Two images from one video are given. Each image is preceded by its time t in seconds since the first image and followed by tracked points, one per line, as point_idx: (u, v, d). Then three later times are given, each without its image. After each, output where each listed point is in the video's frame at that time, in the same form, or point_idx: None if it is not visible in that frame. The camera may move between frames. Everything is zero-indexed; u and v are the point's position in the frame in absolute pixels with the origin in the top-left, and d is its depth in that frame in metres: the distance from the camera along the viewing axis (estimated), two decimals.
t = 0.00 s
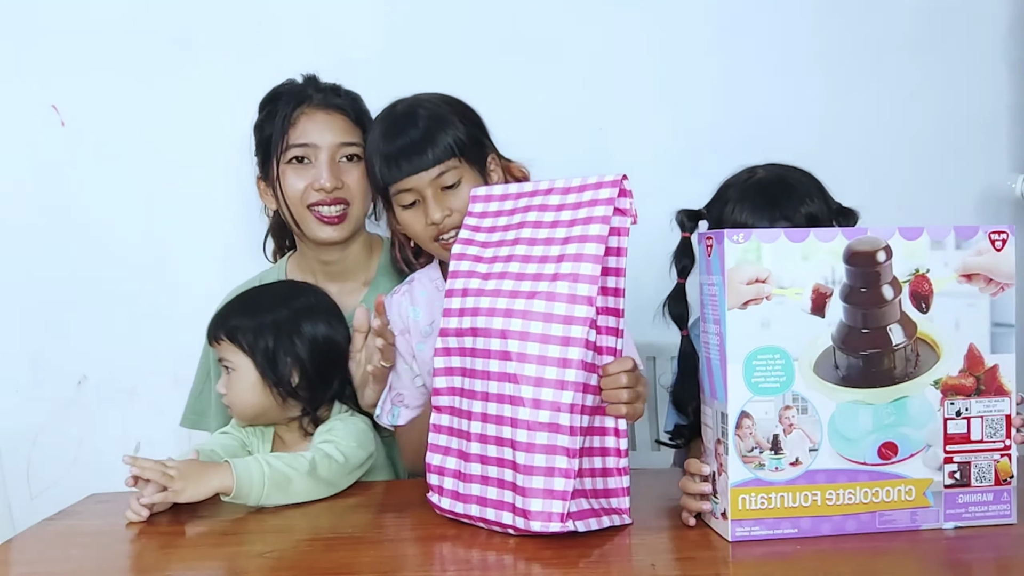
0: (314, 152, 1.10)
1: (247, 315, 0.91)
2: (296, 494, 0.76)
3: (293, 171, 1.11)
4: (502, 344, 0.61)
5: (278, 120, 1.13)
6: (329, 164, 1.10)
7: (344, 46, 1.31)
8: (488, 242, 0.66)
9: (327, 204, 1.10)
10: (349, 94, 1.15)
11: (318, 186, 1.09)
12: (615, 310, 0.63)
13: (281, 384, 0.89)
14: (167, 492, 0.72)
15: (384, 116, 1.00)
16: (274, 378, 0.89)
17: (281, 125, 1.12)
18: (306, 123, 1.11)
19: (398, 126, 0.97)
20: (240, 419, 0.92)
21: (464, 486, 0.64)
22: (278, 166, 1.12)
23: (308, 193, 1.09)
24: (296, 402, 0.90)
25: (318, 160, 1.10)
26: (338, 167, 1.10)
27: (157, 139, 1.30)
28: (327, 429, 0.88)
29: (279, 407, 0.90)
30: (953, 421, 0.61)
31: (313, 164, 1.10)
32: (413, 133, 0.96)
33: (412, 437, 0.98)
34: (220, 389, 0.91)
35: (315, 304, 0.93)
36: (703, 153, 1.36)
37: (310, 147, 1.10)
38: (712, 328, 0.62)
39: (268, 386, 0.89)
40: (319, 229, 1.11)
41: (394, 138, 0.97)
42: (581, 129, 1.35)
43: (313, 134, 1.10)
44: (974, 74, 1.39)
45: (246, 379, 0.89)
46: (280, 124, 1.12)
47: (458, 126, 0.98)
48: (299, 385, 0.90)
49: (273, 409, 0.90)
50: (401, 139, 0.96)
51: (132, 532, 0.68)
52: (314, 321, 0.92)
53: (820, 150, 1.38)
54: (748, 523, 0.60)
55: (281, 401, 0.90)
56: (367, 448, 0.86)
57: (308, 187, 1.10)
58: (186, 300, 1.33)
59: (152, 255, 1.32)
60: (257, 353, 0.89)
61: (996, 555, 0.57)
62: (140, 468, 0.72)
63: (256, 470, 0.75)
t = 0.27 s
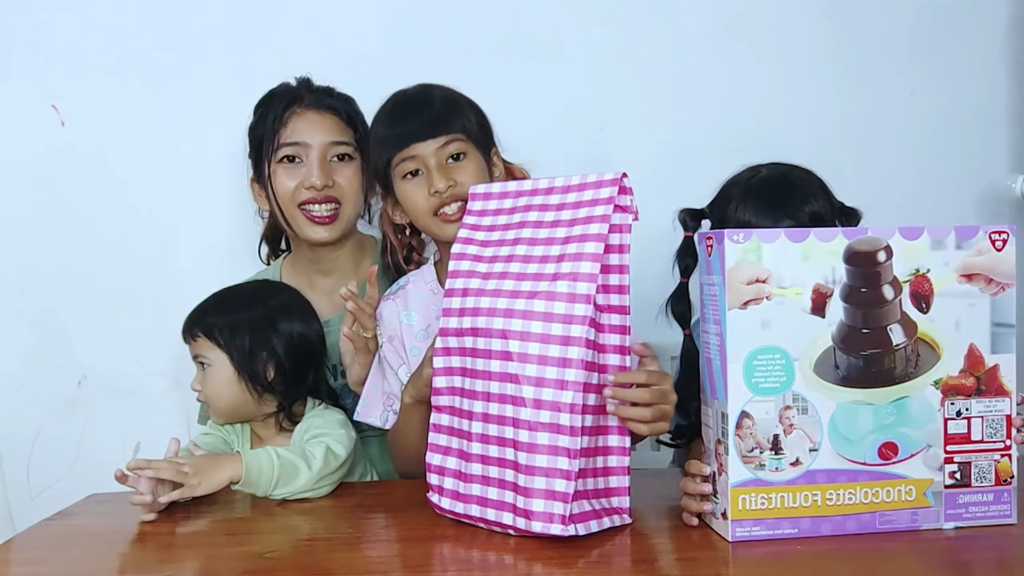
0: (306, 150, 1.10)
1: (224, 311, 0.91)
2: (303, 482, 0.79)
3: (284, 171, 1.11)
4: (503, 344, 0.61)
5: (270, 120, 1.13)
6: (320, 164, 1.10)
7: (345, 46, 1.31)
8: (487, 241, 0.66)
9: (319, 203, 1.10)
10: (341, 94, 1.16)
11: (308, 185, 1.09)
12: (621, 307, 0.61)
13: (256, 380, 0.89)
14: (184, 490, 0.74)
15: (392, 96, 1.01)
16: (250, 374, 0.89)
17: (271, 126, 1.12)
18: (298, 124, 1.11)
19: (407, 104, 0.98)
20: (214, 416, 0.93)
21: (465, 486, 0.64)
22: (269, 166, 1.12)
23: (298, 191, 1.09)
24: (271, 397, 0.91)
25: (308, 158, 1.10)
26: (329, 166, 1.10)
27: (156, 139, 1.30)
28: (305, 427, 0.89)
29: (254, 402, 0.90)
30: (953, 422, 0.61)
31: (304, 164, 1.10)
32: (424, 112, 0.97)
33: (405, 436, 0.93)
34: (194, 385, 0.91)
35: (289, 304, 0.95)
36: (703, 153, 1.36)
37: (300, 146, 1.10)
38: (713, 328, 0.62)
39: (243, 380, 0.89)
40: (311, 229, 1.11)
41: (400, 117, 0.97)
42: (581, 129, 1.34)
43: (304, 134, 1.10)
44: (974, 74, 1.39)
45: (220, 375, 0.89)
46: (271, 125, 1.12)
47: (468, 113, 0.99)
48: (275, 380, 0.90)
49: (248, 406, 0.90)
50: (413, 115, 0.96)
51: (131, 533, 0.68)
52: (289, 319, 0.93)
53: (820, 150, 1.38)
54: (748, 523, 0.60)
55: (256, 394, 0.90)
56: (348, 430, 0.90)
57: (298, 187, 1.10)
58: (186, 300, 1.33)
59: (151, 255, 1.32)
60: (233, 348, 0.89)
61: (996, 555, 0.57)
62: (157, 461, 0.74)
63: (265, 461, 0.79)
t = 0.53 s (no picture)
0: (301, 159, 1.10)
1: (223, 308, 0.96)
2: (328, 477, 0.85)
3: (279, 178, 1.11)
4: (502, 344, 0.61)
5: (265, 127, 1.13)
6: (315, 171, 1.10)
7: (345, 46, 1.31)
8: (485, 241, 0.66)
9: (312, 209, 1.10)
10: (333, 102, 1.16)
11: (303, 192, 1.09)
12: (618, 307, 0.62)
13: (256, 373, 0.94)
14: (226, 486, 0.76)
15: (417, 82, 1.01)
16: (250, 368, 0.94)
17: (267, 133, 1.12)
18: (293, 131, 1.11)
19: (433, 94, 0.98)
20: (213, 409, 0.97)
21: (464, 486, 0.64)
22: (264, 171, 1.12)
23: (293, 198, 1.10)
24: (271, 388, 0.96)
25: (304, 166, 1.10)
26: (324, 174, 1.11)
27: (156, 139, 1.30)
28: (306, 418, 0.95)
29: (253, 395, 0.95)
30: (953, 421, 0.61)
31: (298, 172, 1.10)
32: (449, 105, 0.96)
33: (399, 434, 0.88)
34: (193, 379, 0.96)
35: (286, 300, 1.00)
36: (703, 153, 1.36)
37: (297, 153, 1.10)
38: (713, 328, 0.62)
39: (243, 373, 0.94)
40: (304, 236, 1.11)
41: (426, 103, 0.97)
42: (581, 130, 1.35)
43: (299, 141, 1.11)
44: (974, 74, 1.39)
45: (220, 368, 0.94)
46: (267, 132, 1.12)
47: (494, 109, 1.00)
48: (274, 373, 0.95)
49: (248, 399, 0.95)
50: (438, 106, 0.96)
51: (130, 532, 0.68)
52: (285, 312, 0.98)
53: (820, 150, 1.38)
54: (748, 523, 0.60)
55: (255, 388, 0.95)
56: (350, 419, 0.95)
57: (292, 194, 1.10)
58: (186, 300, 1.33)
59: (151, 255, 1.32)
60: (233, 344, 0.94)
61: (996, 555, 0.57)
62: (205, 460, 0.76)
63: (291, 461, 0.82)
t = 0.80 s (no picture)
0: (302, 169, 1.11)
1: (245, 302, 1.00)
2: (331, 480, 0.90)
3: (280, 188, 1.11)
4: (514, 343, 0.60)
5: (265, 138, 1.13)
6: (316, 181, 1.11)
7: (345, 46, 1.31)
8: (487, 242, 0.66)
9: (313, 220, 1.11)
10: (332, 113, 1.16)
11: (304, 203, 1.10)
12: (621, 306, 0.61)
13: (273, 367, 0.98)
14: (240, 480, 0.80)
15: (435, 78, 1.01)
16: (267, 361, 0.98)
17: (267, 141, 1.12)
18: (291, 142, 1.11)
19: (451, 91, 0.98)
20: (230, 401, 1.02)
21: (471, 487, 0.64)
22: (264, 181, 1.12)
23: (293, 208, 1.10)
24: (287, 382, 1.00)
25: (305, 177, 1.11)
26: (324, 183, 1.11)
27: (156, 138, 1.30)
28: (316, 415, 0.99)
29: (269, 392, 0.99)
30: (952, 422, 0.61)
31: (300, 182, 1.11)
32: (466, 103, 0.96)
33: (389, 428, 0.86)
34: (215, 369, 1.00)
35: (308, 295, 1.03)
36: (703, 153, 1.36)
37: (297, 164, 1.11)
38: (713, 328, 0.62)
39: (261, 367, 0.98)
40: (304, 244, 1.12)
41: (443, 98, 0.97)
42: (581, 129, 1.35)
43: (298, 152, 1.11)
44: (974, 74, 1.39)
45: (241, 362, 0.98)
46: (267, 141, 1.12)
47: (510, 108, 1.00)
48: (291, 367, 0.99)
49: (263, 395, 0.99)
50: (455, 103, 0.96)
51: (133, 531, 0.68)
52: (305, 308, 1.01)
53: (820, 150, 1.38)
54: (748, 523, 0.60)
55: (272, 384, 0.99)
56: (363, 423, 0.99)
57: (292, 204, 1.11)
58: (186, 300, 1.33)
59: (152, 255, 1.32)
60: (253, 336, 0.98)
61: (996, 555, 0.57)
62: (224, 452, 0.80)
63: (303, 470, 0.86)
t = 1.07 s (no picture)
0: (301, 161, 1.11)
1: (257, 292, 1.01)
2: (328, 478, 0.89)
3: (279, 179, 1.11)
4: (515, 344, 0.60)
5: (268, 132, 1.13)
6: (315, 175, 1.11)
7: (345, 46, 1.31)
8: (488, 242, 0.66)
9: (309, 211, 1.11)
10: (336, 113, 1.17)
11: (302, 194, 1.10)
12: (621, 307, 0.62)
13: (284, 356, 0.99)
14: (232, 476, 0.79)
15: (437, 82, 1.01)
16: (278, 351, 0.99)
17: (269, 137, 1.12)
18: (293, 135, 1.12)
19: (453, 94, 0.98)
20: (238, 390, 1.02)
21: (471, 487, 0.64)
22: (264, 172, 1.12)
23: (291, 199, 1.10)
24: (296, 372, 1.01)
25: (302, 169, 1.11)
26: (322, 178, 1.11)
27: (156, 138, 1.30)
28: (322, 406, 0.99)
29: (276, 383, 1.00)
30: (952, 422, 0.61)
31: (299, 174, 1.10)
32: (468, 106, 0.97)
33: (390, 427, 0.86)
34: (224, 355, 1.00)
35: (319, 287, 1.03)
36: (703, 153, 1.36)
37: (296, 156, 1.11)
38: (713, 328, 0.62)
39: (272, 357, 0.99)
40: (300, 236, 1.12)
41: (445, 106, 0.97)
42: (581, 129, 1.35)
43: (299, 145, 1.11)
44: (974, 74, 1.39)
45: (251, 351, 0.98)
46: (268, 136, 1.12)
47: (513, 112, 1.00)
48: (302, 357, 1.00)
49: (270, 386, 1.00)
50: (457, 107, 0.97)
51: (133, 531, 0.68)
52: (318, 301, 1.02)
53: (820, 150, 1.38)
54: (748, 523, 0.60)
55: (280, 375, 1.00)
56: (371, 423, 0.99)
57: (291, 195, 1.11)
58: (186, 300, 1.33)
59: (152, 255, 1.32)
60: (264, 327, 0.99)
61: (997, 555, 0.57)
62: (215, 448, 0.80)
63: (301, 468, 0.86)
